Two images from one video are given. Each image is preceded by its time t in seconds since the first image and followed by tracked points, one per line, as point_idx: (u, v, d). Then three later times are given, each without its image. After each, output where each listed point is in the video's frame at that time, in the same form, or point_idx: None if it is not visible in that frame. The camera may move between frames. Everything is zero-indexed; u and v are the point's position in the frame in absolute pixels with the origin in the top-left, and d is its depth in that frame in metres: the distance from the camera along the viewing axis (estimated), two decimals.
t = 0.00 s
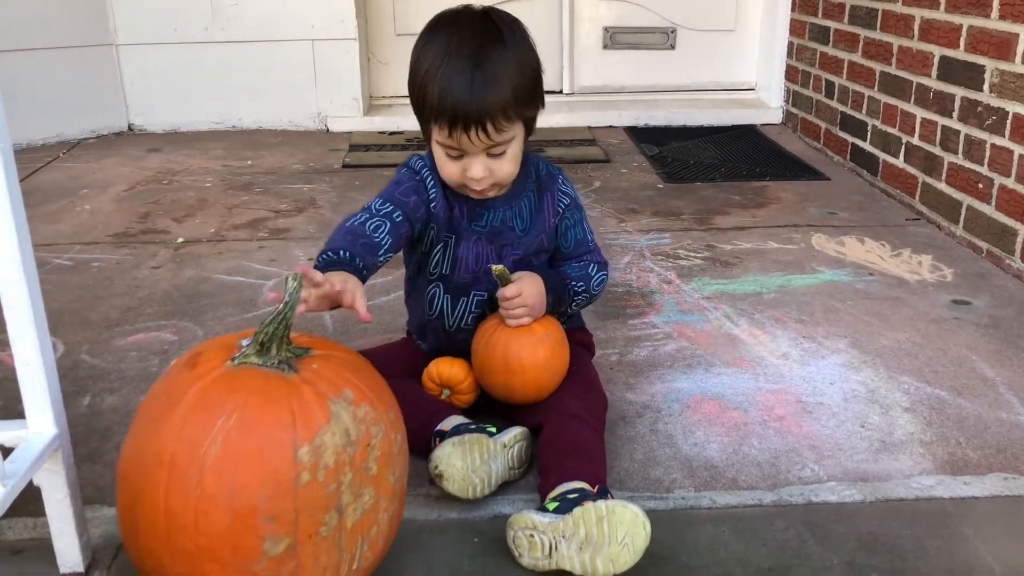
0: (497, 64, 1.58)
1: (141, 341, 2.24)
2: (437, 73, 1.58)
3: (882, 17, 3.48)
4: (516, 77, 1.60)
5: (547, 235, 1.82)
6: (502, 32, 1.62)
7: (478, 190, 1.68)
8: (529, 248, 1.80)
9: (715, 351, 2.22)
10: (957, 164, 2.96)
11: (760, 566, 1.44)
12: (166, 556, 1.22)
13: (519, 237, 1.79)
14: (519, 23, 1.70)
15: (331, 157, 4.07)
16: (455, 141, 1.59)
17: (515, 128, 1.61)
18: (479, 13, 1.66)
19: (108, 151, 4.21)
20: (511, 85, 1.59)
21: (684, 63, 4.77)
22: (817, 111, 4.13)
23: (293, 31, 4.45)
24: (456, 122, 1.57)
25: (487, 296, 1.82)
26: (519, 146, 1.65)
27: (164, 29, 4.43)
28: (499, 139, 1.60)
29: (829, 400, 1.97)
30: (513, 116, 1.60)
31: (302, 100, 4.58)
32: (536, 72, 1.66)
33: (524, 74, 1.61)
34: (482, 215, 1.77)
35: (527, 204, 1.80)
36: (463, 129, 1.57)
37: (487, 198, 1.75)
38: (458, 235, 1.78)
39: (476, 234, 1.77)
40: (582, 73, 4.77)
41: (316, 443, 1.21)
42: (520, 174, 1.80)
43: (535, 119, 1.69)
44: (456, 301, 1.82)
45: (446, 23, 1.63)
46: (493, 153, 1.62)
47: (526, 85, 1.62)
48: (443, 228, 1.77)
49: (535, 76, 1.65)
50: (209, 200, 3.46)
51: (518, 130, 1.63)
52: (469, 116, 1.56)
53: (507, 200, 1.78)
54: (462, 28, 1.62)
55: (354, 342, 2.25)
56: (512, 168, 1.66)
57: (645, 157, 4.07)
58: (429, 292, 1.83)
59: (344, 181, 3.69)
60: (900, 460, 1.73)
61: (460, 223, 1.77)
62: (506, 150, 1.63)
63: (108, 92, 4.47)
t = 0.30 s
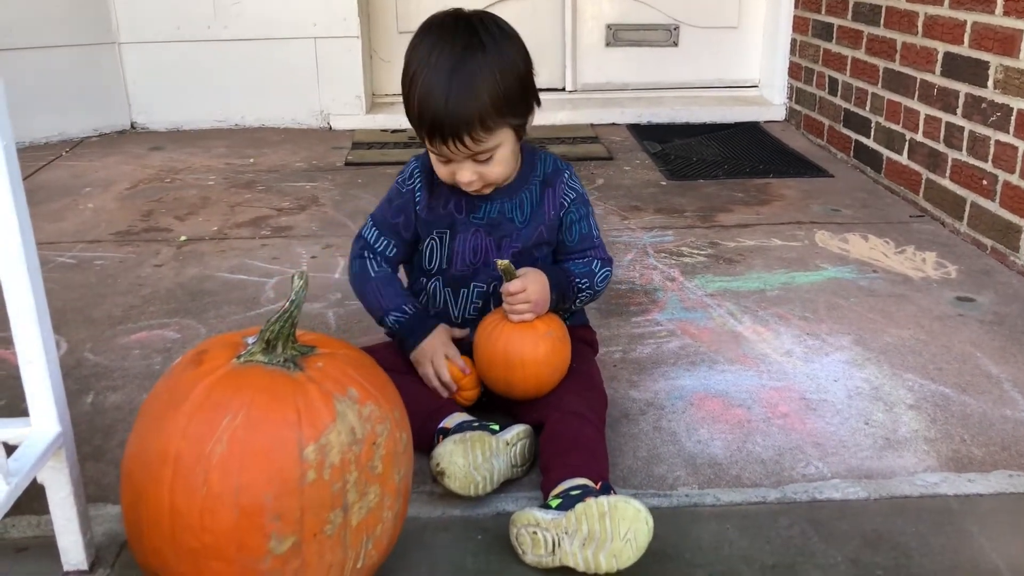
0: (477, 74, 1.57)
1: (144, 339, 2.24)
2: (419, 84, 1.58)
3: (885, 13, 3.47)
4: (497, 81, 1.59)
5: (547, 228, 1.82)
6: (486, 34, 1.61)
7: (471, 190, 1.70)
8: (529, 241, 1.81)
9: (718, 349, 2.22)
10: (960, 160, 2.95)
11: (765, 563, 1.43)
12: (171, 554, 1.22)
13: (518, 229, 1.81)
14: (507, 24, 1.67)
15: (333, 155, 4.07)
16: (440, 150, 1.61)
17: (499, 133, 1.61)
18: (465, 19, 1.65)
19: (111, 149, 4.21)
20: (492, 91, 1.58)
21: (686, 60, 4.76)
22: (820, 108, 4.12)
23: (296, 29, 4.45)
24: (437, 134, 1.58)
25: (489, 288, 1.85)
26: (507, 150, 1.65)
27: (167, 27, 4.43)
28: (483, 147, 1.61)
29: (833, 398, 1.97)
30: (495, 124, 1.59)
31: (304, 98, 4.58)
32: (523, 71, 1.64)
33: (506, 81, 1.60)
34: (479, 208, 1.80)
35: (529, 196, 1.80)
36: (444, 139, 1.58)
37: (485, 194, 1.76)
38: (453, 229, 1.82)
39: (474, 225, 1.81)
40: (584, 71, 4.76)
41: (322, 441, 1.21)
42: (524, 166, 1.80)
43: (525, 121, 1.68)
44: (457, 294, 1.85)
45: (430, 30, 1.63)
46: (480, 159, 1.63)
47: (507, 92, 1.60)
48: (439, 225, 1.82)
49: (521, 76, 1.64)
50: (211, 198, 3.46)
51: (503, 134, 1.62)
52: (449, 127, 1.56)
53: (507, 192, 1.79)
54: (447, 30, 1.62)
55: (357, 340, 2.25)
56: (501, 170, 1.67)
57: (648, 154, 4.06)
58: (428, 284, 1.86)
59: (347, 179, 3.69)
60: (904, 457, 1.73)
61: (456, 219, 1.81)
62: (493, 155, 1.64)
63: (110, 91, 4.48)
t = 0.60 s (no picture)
0: (486, 53, 1.58)
1: (149, 338, 2.25)
2: (429, 59, 1.59)
3: (890, 11, 3.46)
4: (501, 59, 1.59)
5: (552, 221, 1.82)
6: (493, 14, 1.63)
7: (471, 174, 1.69)
8: (533, 236, 1.82)
9: (723, 348, 2.21)
10: (966, 158, 2.94)
11: (770, 562, 1.43)
12: (178, 553, 1.22)
13: (523, 224, 1.81)
14: (521, 15, 1.69)
15: (337, 154, 4.07)
16: (443, 126, 1.61)
17: (500, 113, 1.61)
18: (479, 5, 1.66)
19: (115, 148, 4.22)
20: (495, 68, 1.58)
21: (690, 58, 4.76)
22: (825, 106, 4.11)
23: (299, 28, 4.45)
24: (440, 108, 1.58)
25: (496, 287, 1.84)
26: (510, 135, 1.65)
27: (171, 26, 4.43)
28: (486, 126, 1.60)
29: (839, 396, 1.96)
30: (499, 105, 1.59)
31: (308, 97, 4.58)
32: (529, 55, 1.64)
33: (513, 64, 1.61)
34: (485, 203, 1.80)
35: (533, 190, 1.80)
36: (448, 114, 1.58)
37: (485, 181, 1.75)
38: (459, 223, 1.82)
39: (480, 220, 1.81)
40: (588, 69, 4.76)
41: (329, 441, 1.21)
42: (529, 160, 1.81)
43: (530, 109, 1.68)
44: (466, 291, 1.85)
45: (444, 12, 1.64)
46: (482, 140, 1.63)
47: (514, 74, 1.61)
48: (446, 217, 1.82)
49: (528, 60, 1.64)
50: (216, 197, 3.46)
51: (504, 115, 1.62)
52: (453, 102, 1.56)
53: (510, 186, 1.79)
54: (460, 11, 1.64)
55: (362, 338, 2.25)
56: (503, 155, 1.66)
57: (652, 152, 4.06)
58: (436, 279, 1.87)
59: (351, 178, 3.69)
60: (910, 456, 1.73)
61: (462, 212, 1.81)
62: (495, 137, 1.63)
63: (115, 90, 4.48)
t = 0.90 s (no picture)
0: (512, 21, 1.68)
1: (153, 338, 2.25)
2: (457, 24, 1.70)
3: (894, 8, 3.45)
4: (534, 35, 1.69)
5: (563, 220, 1.82)
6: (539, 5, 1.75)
7: (482, 148, 1.72)
8: (544, 234, 1.81)
9: (728, 346, 2.21)
10: (970, 155, 2.94)
11: (775, 561, 1.43)
12: (182, 553, 1.22)
13: (533, 221, 1.81)
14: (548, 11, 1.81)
15: (340, 153, 4.07)
16: (462, 87, 1.67)
17: (520, 82, 1.68)
18: None
19: (119, 148, 4.22)
20: (525, 38, 1.67)
21: (694, 56, 4.75)
22: (829, 104, 4.10)
23: (303, 27, 4.46)
24: (462, 65, 1.65)
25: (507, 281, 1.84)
26: (525, 109, 1.71)
27: (174, 26, 4.44)
28: (503, 89, 1.67)
29: (843, 395, 1.96)
30: (519, 70, 1.67)
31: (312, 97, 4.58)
32: (560, 50, 1.75)
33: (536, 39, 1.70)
34: (496, 200, 1.80)
35: (544, 187, 1.81)
36: (469, 72, 1.65)
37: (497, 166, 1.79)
38: (470, 220, 1.81)
39: (491, 216, 1.80)
40: (591, 67, 4.75)
41: (332, 440, 1.21)
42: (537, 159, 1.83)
43: (548, 93, 1.75)
44: (475, 287, 1.85)
45: None
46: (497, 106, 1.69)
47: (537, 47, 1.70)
48: (457, 214, 1.82)
49: (554, 51, 1.74)
50: (219, 197, 3.46)
51: (524, 87, 1.69)
52: (474, 59, 1.64)
53: (522, 182, 1.80)
54: None
55: (366, 338, 2.25)
56: (517, 130, 1.71)
57: (656, 151, 4.05)
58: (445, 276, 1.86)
59: (354, 177, 3.69)
60: (915, 454, 1.72)
61: (473, 209, 1.81)
62: (511, 106, 1.69)
63: (119, 90, 4.49)
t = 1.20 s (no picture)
0: (527, 9, 1.72)
1: (156, 339, 2.25)
2: (472, 12, 1.74)
3: (897, 5, 3.44)
4: (548, 23, 1.73)
5: (568, 219, 1.81)
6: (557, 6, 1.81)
7: (493, 135, 1.72)
8: (548, 229, 1.80)
9: (731, 345, 2.21)
10: (975, 153, 2.93)
11: (779, 561, 1.42)
12: (184, 554, 1.22)
13: (537, 216, 1.80)
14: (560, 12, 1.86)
15: (343, 153, 4.07)
16: (476, 69, 1.70)
17: (534, 68, 1.71)
18: None
19: (122, 149, 4.23)
20: (541, 26, 1.72)
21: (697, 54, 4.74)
22: (833, 102, 4.09)
23: (305, 28, 4.45)
24: (477, 47, 1.68)
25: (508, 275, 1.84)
26: (538, 97, 1.72)
27: (176, 27, 4.44)
28: (517, 72, 1.69)
29: (848, 393, 1.95)
30: (533, 54, 1.69)
31: (315, 97, 4.58)
32: (573, 47, 1.79)
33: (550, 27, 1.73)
34: (500, 194, 1.80)
35: (549, 184, 1.80)
36: (483, 53, 1.68)
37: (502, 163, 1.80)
38: (473, 214, 1.82)
39: (494, 210, 1.81)
40: (594, 66, 4.75)
41: (334, 441, 1.21)
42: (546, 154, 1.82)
43: (559, 84, 1.77)
44: (476, 278, 1.86)
45: None
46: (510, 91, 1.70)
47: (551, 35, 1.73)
48: (460, 207, 1.82)
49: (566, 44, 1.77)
50: (222, 198, 3.46)
51: (537, 74, 1.71)
52: (490, 40, 1.67)
53: (527, 177, 1.80)
54: None
55: (369, 338, 2.25)
56: (529, 117, 1.71)
57: (659, 149, 4.05)
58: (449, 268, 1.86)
59: (357, 177, 3.69)
60: (919, 453, 1.71)
61: (476, 203, 1.81)
62: (524, 91, 1.71)
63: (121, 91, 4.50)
